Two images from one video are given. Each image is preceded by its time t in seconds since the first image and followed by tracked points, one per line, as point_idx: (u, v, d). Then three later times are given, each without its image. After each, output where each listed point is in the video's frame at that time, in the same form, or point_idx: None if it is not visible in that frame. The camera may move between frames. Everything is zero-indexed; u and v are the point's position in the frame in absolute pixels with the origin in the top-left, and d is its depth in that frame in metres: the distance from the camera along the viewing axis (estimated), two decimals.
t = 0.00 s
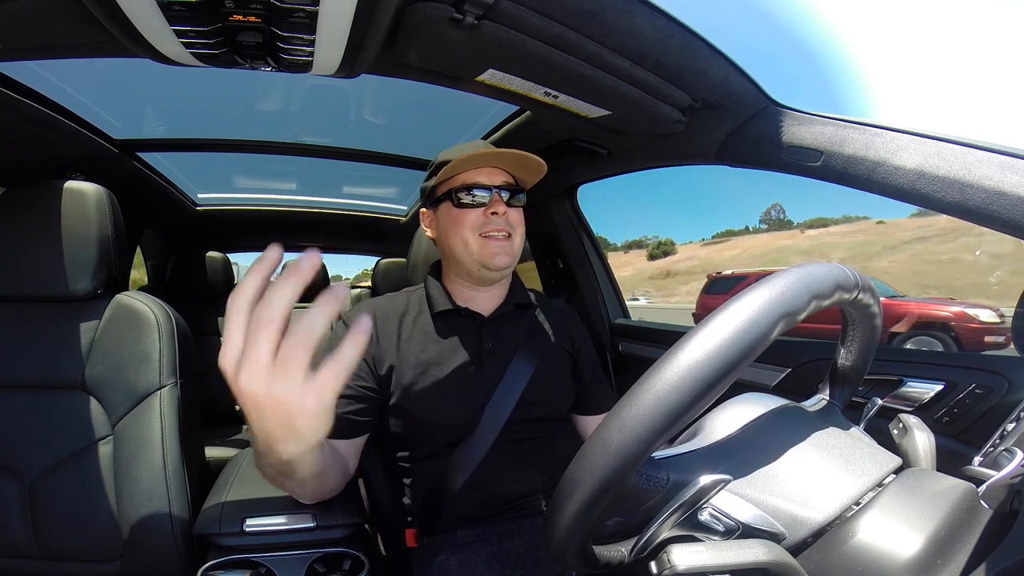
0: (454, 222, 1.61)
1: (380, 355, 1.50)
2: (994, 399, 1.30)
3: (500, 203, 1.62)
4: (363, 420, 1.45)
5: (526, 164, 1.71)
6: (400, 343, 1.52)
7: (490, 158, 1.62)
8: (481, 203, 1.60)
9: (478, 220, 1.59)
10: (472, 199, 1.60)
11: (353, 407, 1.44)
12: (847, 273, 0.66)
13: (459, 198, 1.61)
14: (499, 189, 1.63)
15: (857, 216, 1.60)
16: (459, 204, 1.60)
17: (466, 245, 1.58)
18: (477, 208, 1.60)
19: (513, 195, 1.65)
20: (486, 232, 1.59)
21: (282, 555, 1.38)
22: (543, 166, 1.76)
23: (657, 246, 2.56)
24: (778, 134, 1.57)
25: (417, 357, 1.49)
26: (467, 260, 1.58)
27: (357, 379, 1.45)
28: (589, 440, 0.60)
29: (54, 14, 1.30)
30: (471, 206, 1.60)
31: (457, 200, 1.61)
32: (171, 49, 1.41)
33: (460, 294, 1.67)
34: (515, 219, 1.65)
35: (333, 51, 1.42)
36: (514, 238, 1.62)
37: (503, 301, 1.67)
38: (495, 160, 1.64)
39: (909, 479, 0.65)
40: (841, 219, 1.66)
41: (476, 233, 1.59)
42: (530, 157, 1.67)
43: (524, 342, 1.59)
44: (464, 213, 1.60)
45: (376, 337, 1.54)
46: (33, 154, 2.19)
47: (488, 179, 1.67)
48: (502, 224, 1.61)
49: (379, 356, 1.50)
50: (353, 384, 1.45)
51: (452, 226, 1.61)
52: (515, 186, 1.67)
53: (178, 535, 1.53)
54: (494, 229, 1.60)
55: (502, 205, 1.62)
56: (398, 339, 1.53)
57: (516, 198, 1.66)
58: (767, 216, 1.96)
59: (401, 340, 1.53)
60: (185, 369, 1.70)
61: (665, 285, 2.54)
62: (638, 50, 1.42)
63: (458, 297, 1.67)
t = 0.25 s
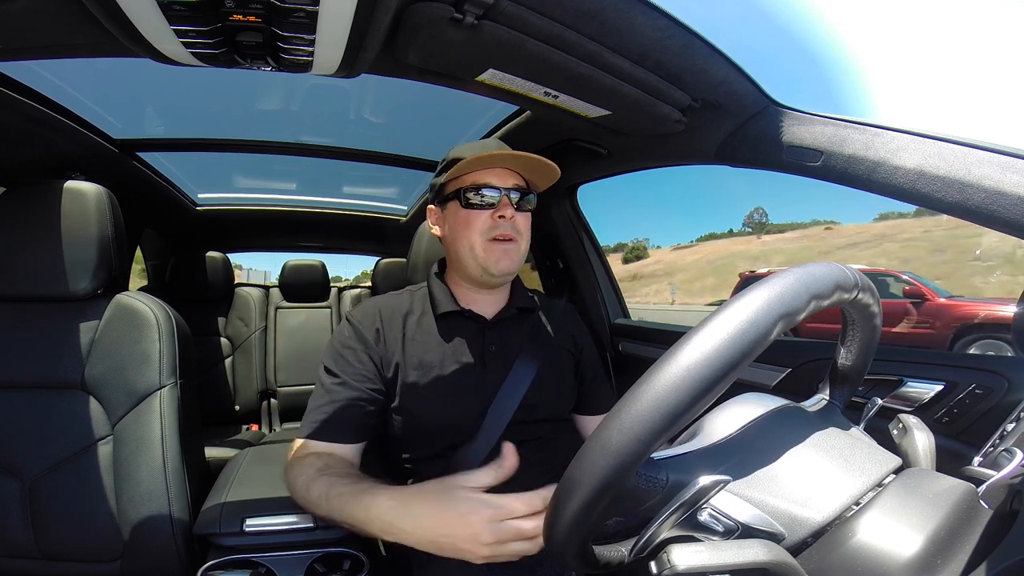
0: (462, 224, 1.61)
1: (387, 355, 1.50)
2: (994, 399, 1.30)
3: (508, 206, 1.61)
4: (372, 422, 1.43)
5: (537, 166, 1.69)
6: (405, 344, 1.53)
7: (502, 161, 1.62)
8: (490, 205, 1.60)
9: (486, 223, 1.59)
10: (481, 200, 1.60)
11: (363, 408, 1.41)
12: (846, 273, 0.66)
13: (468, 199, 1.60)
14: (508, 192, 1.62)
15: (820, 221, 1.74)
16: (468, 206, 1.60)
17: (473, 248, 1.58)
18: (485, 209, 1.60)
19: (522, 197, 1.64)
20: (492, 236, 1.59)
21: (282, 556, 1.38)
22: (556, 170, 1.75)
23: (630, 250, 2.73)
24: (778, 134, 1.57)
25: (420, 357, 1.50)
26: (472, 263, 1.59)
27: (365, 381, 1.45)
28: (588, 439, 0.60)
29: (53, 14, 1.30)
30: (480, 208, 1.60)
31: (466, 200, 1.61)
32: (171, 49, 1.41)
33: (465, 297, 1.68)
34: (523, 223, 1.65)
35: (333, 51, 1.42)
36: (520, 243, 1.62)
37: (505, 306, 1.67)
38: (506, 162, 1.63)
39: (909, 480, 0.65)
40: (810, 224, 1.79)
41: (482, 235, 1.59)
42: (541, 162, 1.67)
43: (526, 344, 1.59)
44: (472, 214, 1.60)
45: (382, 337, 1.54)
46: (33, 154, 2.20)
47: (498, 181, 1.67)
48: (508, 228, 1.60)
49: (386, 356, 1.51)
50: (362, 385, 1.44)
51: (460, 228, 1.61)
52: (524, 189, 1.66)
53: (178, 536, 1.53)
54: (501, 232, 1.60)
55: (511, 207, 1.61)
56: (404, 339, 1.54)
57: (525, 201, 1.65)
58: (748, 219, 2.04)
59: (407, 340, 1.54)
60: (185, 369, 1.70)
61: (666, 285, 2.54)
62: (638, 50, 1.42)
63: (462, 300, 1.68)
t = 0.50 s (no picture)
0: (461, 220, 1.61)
1: (389, 355, 1.51)
2: (994, 399, 1.30)
3: (508, 205, 1.61)
4: (373, 422, 1.43)
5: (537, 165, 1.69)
6: (407, 344, 1.53)
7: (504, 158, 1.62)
8: (490, 202, 1.60)
9: (484, 220, 1.59)
10: (482, 198, 1.60)
11: (365, 408, 1.41)
12: (847, 273, 0.66)
13: (469, 196, 1.60)
14: (509, 191, 1.61)
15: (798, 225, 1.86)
16: (467, 202, 1.60)
17: (470, 244, 1.58)
18: (485, 207, 1.60)
19: (524, 198, 1.64)
20: (489, 233, 1.59)
21: (282, 556, 1.38)
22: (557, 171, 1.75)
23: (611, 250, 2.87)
24: (778, 134, 1.57)
25: (422, 357, 1.50)
26: (467, 258, 1.59)
27: (368, 380, 1.45)
28: (589, 439, 0.60)
29: (53, 14, 1.30)
30: (479, 205, 1.60)
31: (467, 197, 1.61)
32: (171, 49, 1.41)
33: (464, 295, 1.68)
34: (522, 223, 1.64)
35: (333, 51, 1.42)
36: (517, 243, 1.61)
37: (505, 306, 1.67)
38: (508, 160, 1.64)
39: (909, 480, 0.65)
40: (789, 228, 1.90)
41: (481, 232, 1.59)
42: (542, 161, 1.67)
43: (526, 344, 1.59)
44: (473, 210, 1.60)
45: (384, 337, 1.53)
46: (33, 153, 2.20)
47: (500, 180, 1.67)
48: (506, 226, 1.60)
49: (388, 356, 1.51)
50: (364, 384, 1.44)
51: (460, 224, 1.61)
52: (525, 189, 1.66)
53: (178, 535, 1.53)
54: (499, 230, 1.60)
55: (510, 206, 1.61)
56: (406, 339, 1.54)
57: (525, 201, 1.65)
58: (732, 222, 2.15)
59: (408, 340, 1.54)
60: (185, 369, 1.70)
61: (666, 285, 2.54)
62: (638, 50, 1.42)
63: (461, 298, 1.69)
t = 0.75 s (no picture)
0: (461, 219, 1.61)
1: (388, 354, 1.50)
2: (994, 399, 1.30)
3: (506, 203, 1.61)
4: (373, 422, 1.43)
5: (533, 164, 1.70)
6: (406, 343, 1.53)
7: (500, 157, 1.63)
8: (488, 201, 1.60)
9: (484, 218, 1.59)
10: (480, 197, 1.60)
11: (364, 408, 1.41)
12: (848, 273, 0.66)
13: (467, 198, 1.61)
14: (507, 189, 1.62)
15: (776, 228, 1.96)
16: (466, 201, 1.61)
17: (469, 242, 1.58)
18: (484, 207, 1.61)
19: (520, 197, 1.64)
20: (489, 230, 1.59)
21: (282, 556, 1.38)
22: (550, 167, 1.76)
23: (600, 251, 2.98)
24: (778, 134, 1.57)
25: (421, 356, 1.50)
26: (468, 255, 1.59)
27: (366, 380, 1.44)
28: (589, 438, 0.60)
29: (53, 14, 1.30)
30: (478, 203, 1.60)
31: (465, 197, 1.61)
32: (171, 49, 1.41)
33: (465, 295, 1.69)
34: (520, 220, 1.64)
35: (333, 51, 1.42)
36: (517, 239, 1.61)
37: (503, 306, 1.67)
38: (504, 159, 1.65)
39: (909, 480, 0.65)
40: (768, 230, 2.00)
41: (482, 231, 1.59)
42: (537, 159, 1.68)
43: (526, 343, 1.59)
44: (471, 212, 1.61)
45: (383, 337, 1.53)
46: (33, 153, 2.20)
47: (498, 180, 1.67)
48: (505, 222, 1.60)
49: (388, 355, 1.51)
50: (363, 384, 1.43)
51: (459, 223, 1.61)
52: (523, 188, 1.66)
53: (178, 535, 1.53)
54: (499, 226, 1.59)
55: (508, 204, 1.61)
56: (405, 339, 1.54)
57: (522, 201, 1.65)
58: (717, 225, 2.23)
59: (407, 339, 1.54)
60: (185, 369, 1.71)
61: (666, 284, 2.54)
62: (638, 50, 1.42)
63: (463, 299, 1.69)
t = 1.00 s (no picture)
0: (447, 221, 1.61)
1: (387, 353, 1.51)
2: (994, 399, 1.30)
3: (488, 203, 1.60)
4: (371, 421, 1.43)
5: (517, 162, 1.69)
6: (404, 342, 1.54)
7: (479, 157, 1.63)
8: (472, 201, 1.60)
9: (468, 219, 1.59)
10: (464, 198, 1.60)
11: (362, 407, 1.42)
12: (848, 273, 0.66)
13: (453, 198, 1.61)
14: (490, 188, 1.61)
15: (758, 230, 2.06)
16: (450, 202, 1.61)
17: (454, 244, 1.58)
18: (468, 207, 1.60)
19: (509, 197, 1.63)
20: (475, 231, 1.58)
21: (282, 556, 1.38)
22: (532, 164, 1.75)
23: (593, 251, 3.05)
24: (778, 134, 1.57)
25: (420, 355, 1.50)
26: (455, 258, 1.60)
27: (363, 379, 1.44)
28: (589, 438, 0.60)
29: (54, 14, 1.30)
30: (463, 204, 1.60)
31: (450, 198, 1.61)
32: (171, 49, 1.41)
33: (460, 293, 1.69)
34: (506, 218, 1.61)
35: (333, 51, 1.42)
36: (504, 238, 1.59)
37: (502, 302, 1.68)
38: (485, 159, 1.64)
39: (909, 480, 0.65)
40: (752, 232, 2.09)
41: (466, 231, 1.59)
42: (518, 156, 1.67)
43: (526, 343, 1.59)
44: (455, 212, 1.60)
45: (381, 337, 1.53)
46: (33, 153, 2.20)
47: (479, 179, 1.66)
48: (489, 224, 1.58)
49: (386, 355, 1.51)
50: (361, 384, 1.44)
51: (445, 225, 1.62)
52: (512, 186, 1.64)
53: (178, 535, 1.53)
54: (483, 227, 1.58)
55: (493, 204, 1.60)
56: (403, 338, 1.54)
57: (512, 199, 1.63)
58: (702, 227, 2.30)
59: (406, 339, 1.54)
60: (185, 369, 1.70)
61: (666, 284, 2.54)
62: (638, 50, 1.42)
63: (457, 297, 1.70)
